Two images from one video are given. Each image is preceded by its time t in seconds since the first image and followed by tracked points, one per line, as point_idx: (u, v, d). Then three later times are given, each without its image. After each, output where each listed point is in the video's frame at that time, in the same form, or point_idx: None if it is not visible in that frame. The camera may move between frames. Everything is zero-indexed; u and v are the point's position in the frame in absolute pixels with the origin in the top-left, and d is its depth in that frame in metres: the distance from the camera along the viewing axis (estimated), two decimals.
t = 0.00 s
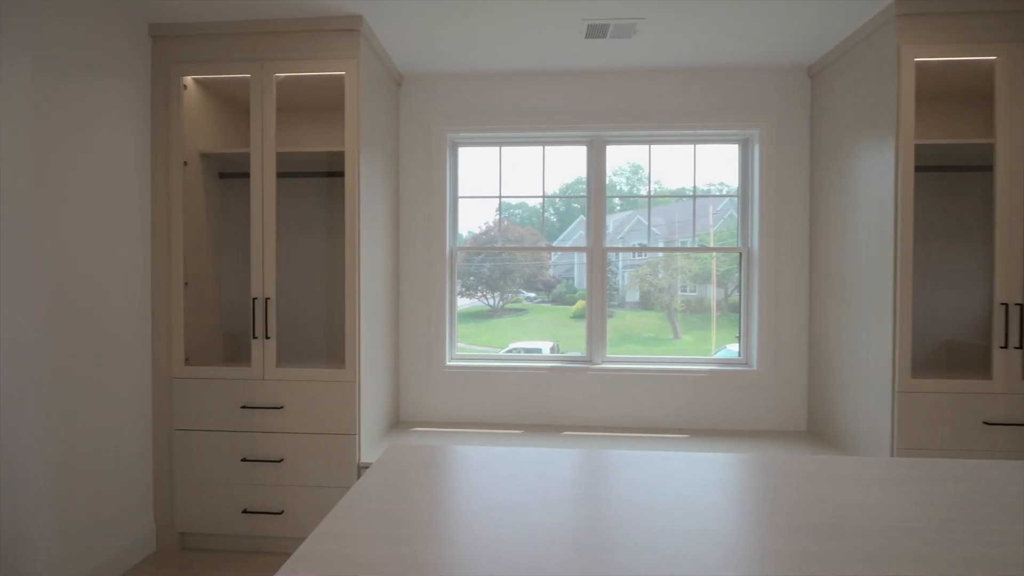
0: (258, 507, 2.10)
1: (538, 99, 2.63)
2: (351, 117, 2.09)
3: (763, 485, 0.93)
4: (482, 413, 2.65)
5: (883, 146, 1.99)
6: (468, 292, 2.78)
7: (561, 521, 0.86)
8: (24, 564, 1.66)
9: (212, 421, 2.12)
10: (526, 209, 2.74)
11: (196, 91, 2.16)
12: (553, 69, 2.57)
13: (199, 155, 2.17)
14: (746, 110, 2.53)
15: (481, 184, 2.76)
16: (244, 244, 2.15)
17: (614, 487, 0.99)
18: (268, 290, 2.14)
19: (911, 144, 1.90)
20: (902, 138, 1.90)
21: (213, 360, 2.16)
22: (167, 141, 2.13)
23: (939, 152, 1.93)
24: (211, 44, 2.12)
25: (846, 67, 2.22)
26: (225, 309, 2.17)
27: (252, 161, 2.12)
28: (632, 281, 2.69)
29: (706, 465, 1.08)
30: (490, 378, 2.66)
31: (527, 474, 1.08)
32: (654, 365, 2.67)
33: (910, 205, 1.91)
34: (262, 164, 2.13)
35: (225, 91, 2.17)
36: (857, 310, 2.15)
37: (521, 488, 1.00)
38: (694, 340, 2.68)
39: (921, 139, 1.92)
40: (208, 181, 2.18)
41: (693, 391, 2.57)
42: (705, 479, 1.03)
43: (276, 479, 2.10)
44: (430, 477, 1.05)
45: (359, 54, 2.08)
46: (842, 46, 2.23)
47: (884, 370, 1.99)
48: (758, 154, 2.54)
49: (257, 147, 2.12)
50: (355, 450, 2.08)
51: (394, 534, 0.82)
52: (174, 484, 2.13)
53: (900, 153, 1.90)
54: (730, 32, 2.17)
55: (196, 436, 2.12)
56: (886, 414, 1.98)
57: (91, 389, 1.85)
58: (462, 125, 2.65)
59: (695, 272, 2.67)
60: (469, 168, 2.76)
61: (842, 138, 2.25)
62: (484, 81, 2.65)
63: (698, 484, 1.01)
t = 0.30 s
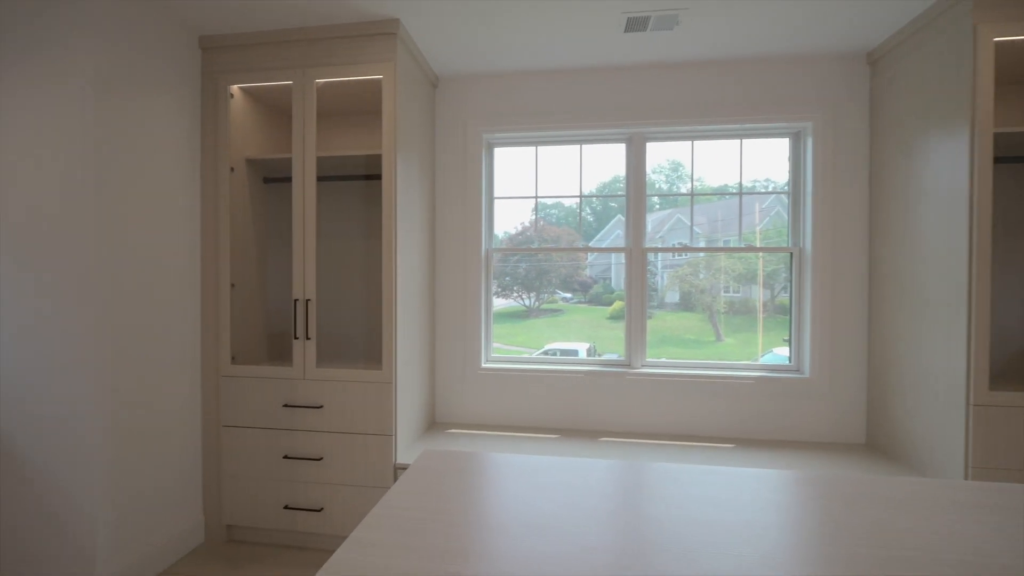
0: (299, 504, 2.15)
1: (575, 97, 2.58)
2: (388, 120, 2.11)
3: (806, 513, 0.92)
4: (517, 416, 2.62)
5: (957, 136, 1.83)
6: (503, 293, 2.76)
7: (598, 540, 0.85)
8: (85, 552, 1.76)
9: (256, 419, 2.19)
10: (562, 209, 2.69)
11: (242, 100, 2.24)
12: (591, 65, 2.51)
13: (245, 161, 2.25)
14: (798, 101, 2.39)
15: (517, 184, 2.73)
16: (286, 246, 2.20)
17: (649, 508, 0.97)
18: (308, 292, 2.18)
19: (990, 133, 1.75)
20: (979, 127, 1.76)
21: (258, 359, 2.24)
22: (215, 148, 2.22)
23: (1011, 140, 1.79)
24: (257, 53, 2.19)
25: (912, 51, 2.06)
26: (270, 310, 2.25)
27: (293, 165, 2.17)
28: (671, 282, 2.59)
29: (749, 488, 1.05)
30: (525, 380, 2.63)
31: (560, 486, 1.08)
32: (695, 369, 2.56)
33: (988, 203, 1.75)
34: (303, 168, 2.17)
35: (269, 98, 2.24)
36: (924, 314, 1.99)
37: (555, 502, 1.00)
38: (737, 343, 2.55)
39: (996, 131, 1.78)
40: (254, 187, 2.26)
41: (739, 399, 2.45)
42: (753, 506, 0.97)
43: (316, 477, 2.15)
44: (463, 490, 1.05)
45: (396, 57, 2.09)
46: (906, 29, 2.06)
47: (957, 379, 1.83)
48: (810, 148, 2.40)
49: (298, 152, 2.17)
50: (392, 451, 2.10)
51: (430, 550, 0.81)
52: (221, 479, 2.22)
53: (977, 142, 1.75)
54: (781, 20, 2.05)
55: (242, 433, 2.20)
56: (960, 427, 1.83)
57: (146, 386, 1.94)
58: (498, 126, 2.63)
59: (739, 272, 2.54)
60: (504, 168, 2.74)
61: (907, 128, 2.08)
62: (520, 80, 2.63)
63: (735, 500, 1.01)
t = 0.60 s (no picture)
0: (340, 498, 2.21)
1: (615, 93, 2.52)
2: (426, 121, 2.12)
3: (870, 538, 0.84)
4: (554, 418, 2.58)
5: None
6: (541, 293, 2.73)
7: (636, 556, 0.80)
8: (143, 537, 1.86)
9: (300, 415, 2.26)
10: (601, 208, 2.63)
11: (287, 106, 2.32)
12: (632, 60, 2.45)
13: (290, 165, 2.33)
14: (857, 89, 2.23)
15: (555, 182, 2.70)
16: (328, 247, 2.26)
17: (688, 522, 0.91)
18: (349, 292, 2.23)
19: None
20: None
21: (302, 357, 2.31)
22: (262, 153, 2.30)
23: None
24: (301, 60, 2.26)
25: (990, 29, 1.88)
26: (314, 309, 2.32)
27: (335, 168, 2.23)
28: (716, 282, 2.49)
29: (797, 503, 0.99)
30: (562, 382, 2.59)
31: (595, 493, 1.04)
32: (742, 374, 2.44)
33: None
34: (344, 171, 2.22)
35: (313, 103, 2.31)
36: (1003, 318, 1.82)
37: (588, 511, 0.96)
38: (788, 347, 2.41)
39: None
40: (299, 190, 2.34)
41: (790, 406, 2.31)
42: (804, 525, 0.91)
43: (356, 473, 2.19)
44: (498, 494, 1.03)
45: (434, 58, 2.11)
46: (983, 6, 1.88)
47: None
48: (870, 138, 2.23)
49: (340, 155, 2.22)
50: (429, 450, 2.11)
51: (463, 556, 0.80)
52: (267, 471, 2.30)
53: None
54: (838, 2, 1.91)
55: (286, 428, 2.27)
56: None
57: (199, 381, 2.04)
58: (536, 124, 2.61)
59: (789, 272, 2.40)
60: (542, 167, 2.71)
61: (984, 113, 1.90)
62: (558, 78, 2.59)
63: (788, 514, 0.95)
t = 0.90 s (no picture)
0: (376, 493, 2.25)
1: (653, 87, 2.45)
2: (460, 120, 2.13)
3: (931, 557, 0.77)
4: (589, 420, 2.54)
5: None
6: (577, 293, 2.70)
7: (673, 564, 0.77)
8: (193, 523, 1.96)
9: (338, 410, 2.32)
10: (639, 207, 2.57)
11: (328, 110, 2.39)
12: (670, 52, 2.37)
13: (330, 167, 2.40)
14: (917, 74, 2.08)
15: (591, 180, 2.66)
16: (366, 246, 2.31)
17: (729, 533, 0.86)
18: (385, 290, 2.27)
19: None
20: None
21: (341, 354, 2.37)
22: (304, 156, 2.38)
23: None
24: (340, 65, 2.32)
25: None
26: (352, 307, 2.38)
27: (372, 169, 2.27)
28: (760, 283, 2.38)
29: (847, 515, 0.93)
30: (597, 384, 2.55)
31: (629, 498, 1.01)
32: (789, 378, 2.32)
33: None
34: (381, 172, 2.27)
35: (352, 106, 2.36)
36: None
37: (621, 516, 0.93)
38: (839, 351, 2.28)
39: None
40: (338, 192, 2.40)
41: (841, 413, 2.18)
42: (851, 538, 0.85)
43: (391, 469, 2.23)
44: (529, 495, 1.02)
45: (468, 58, 2.12)
46: None
47: None
48: (932, 127, 2.08)
49: (377, 156, 2.27)
50: (462, 448, 2.12)
51: (490, 556, 0.79)
52: (308, 464, 2.38)
53: None
54: None
55: (326, 422, 2.34)
56: None
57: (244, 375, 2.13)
58: (570, 121, 2.57)
59: (841, 272, 2.27)
60: (577, 166, 2.68)
61: None
62: (594, 74, 2.55)
63: (838, 527, 0.89)
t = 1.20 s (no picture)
0: (407, 487, 2.29)
1: (687, 81, 2.39)
2: (489, 119, 2.14)
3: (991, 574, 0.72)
4: (619, 421, 2.50)
5: None
6: (610, 294, 2.66)
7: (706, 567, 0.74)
8: (235, 510, 2.05)
9: (371, 405, 2.38)
10: (676, 206, 2.51)
11: (362, 112, 2.46)
12: (705, 44, 2.31)
13: (364, 168, 2.46)
14: (977, 57, 1.94)
15: (624, 178, 2.61)
16: (398, 245, 2.36)
17: (764, 537, 0.83)
18: (416, 288, 2.31)
19: None
20: None
21: (373, 350, 2.43)
22: (339, 157, 2.45)
23: None
24: (373, 68, 2.38)
25: None
26: (384, 305, 2.43)
27: (404, 169, 2.32)
28: (804, 283, 2.28)
29: (896, 524, 0.88)
30: (629, 384, 2.51)
31: (658, 498, 0.99)
32: (833, 382, 2.21)
33: None
34: (412, 171, 2.30)
35: (385, 108, 2.42)
36: None
37: (652, 516, 0.91)
38: (890, 356, 2.15)
39: None
40: (372, 192, 2.46)
41: (890, 419, 2.06)
42: (899, 549, 0.80)
43: (422, 464, 2.26)
44: (558, 492, 1.01)
45: (498, 57, 2.12)
46: None
47: None
48: (995, 114, 1.94)
49: (409, 156, 2.31)
50: (491, 445, 2.13)
51: (515, 551, 0.79)
52: (342, 457, 2.44)
53: None
54: None
55: (359, 417, 2.40)
56: None
57: (283, 370, 2.21)
58: (602, 118, 2.54)
59: (893, 272, 2.15)
60: (610, 164, 2.64)
61: None
62: (626, 69, 2.51)
63: (884, 536, 0.84)
